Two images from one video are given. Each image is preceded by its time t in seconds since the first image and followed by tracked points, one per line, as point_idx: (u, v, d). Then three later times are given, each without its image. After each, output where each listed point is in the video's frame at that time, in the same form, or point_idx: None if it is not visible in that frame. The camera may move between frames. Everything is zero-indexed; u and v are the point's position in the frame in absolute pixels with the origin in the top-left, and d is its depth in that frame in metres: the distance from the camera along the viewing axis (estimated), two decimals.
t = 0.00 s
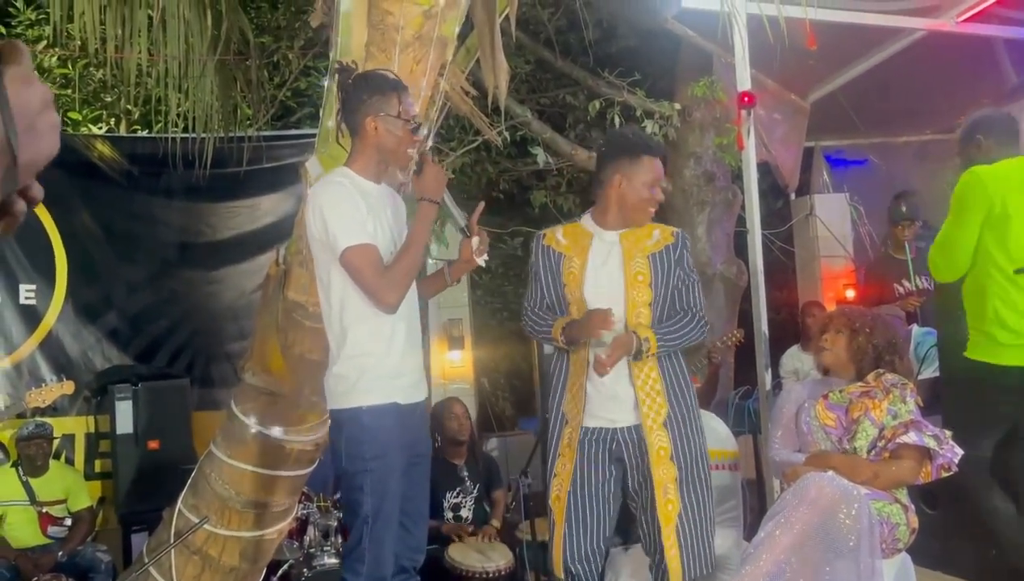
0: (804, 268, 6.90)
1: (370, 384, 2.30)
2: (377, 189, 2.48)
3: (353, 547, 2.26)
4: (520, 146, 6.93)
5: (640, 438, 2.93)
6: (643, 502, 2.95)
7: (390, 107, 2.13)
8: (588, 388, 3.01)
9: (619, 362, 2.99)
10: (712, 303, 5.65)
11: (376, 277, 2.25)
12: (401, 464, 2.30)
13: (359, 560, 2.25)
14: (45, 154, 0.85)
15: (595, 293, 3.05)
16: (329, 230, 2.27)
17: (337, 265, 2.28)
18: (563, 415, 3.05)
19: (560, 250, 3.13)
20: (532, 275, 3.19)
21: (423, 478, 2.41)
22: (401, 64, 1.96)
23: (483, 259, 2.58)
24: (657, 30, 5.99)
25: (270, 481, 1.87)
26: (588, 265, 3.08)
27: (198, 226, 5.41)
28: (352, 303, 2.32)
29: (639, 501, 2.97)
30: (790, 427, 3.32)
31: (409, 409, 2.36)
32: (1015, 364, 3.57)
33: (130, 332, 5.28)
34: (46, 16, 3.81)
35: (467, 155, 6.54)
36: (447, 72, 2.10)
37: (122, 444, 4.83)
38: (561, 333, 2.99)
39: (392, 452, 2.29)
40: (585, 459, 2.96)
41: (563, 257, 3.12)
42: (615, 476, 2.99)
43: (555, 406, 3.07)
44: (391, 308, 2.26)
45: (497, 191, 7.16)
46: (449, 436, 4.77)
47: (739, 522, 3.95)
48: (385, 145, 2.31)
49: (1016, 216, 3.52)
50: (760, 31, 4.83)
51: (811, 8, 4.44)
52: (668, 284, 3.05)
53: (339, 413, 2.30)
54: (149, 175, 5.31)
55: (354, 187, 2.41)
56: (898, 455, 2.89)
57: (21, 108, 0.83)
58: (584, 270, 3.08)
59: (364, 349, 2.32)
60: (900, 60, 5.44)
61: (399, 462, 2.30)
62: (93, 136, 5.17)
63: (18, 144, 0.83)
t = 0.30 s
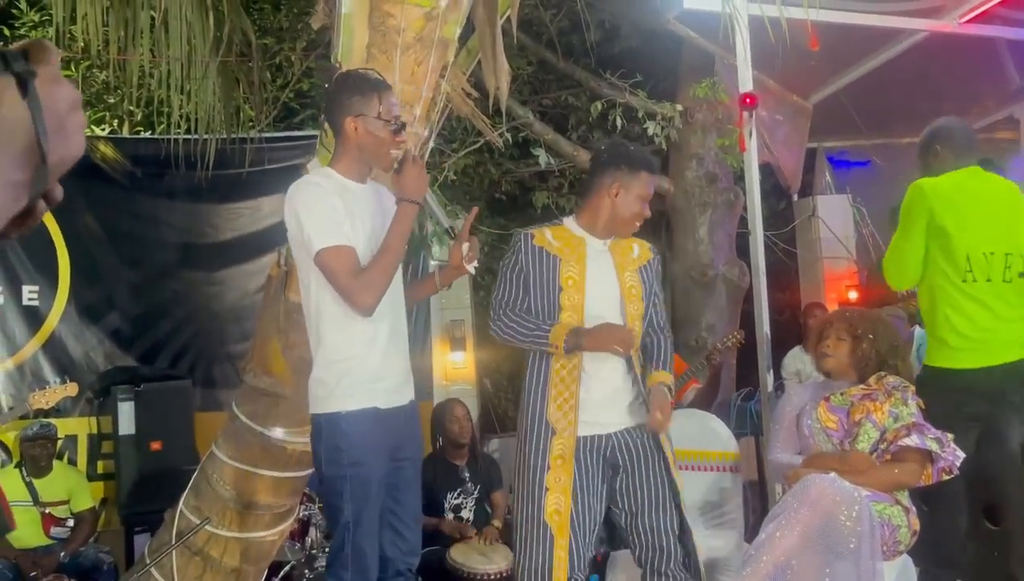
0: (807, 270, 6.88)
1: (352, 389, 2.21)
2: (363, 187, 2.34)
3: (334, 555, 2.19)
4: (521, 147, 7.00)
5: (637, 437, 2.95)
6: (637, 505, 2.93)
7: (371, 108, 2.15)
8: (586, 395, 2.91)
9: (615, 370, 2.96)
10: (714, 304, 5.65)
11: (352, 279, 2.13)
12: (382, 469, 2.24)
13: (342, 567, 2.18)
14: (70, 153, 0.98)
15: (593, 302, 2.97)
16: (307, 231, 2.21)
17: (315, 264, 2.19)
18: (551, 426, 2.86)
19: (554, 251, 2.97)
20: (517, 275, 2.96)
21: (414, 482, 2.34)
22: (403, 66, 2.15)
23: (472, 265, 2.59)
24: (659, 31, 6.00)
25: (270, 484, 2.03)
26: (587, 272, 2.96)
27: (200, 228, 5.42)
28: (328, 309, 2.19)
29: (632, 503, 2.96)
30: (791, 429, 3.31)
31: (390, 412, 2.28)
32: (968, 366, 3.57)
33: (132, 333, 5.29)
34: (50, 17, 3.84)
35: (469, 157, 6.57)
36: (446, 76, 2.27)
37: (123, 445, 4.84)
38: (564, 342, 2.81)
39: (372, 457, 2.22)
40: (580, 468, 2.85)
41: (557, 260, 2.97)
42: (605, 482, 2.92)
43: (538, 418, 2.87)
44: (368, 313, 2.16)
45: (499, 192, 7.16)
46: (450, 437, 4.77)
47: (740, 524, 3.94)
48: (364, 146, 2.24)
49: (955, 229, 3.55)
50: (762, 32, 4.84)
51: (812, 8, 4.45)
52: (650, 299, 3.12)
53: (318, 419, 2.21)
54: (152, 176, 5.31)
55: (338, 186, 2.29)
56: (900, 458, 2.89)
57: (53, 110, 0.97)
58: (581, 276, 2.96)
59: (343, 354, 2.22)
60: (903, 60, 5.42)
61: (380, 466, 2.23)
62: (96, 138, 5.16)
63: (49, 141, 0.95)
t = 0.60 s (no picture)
0: (809, 271, 6.88)
1: (329, 391, 2.16)
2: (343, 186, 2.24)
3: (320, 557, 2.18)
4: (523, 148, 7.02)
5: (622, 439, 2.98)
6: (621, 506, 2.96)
7: (347, 107, 2.11)
8: (580, 398, 2.90)
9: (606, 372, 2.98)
10: (715, 304, 5.66)
11: (321, 279, 2.07)
12: (366, 472, 2.20)
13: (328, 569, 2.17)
14: (94, 153, 0.99)
15: (594, 305, 2.98)
16: (278, 230, 2.14)
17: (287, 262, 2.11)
18: (546, 430, 2.82)
19: (556, 251, 2.93)
20: (520, 274, 2.90)
21: (404, 483, 2.30)
22: (405, 67, 2.17)
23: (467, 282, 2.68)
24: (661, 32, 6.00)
25: (272, 484, 2.19)
26: (590, 274, 2.96)
27: (202, 228, 5.42)
28: (305, 310, 2.19)
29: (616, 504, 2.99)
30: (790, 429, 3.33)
31: (374, 414, 2.22)
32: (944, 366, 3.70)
33: (136, 333, 5.30)
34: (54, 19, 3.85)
35: (472, 159, 6.54)
36: (448, 79, 2.29)
37: (127, 445, 4.86)
38: (579, 350, 2.83)
39: (355, 461, 2.17)
40: (575, 472, 2.84)
41: (561, 261, 2.93)
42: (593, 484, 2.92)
43: (532, 422, 2.82)
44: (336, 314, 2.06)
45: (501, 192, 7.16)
46: (452, 438, 4.79)
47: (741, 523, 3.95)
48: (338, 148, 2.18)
49: (935, 238, 3.65)
50: (764, 33, 4.84)
51: (814, 9, 4.45)
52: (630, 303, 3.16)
53: (297, 421, 2.16)
54: (154, 177, 5.32)
55: (317, 184, 2.20)
56: (902, 460, 2.87)
57: (78, 109, 0.98)
58: (584, 279, 2.95)
59: (321, 355, 2.18)
60: (906, 60, 5.40)
61: (364, 469, 2.19)
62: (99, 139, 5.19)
63: (76, 142, 0.96)
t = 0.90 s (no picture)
0: (811, 271, 6.88)
1: (317, 398, 2.16)
2: (330, 194, 2.30)
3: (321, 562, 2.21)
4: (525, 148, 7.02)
5: (634, 445, 2.99)
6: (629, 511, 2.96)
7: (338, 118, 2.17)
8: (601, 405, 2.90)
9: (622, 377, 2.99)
10: (717, 305, 5.66)
11: (296, 295, 2.11)
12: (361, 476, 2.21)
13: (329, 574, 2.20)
14: (108, 157, 1.01)
15: (622, 311, 2.99)
16: (258, 241, 2.19)
17: (267, 272, 2.17)
18: (566, 436, 2.82)
19: (594, 257, 2.92)
20: (560, 278, 2.87)
21: (403, 485, 2.31)
22: (406, 68, 2.17)
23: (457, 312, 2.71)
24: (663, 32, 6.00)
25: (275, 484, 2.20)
26: (623, 282, 2.96)
27: (205, 228, 5.43)
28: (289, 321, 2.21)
29: (622, 505, 3.01)
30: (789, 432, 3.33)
31: (362, 418, 2.22)
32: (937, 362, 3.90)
33: (138, 334, 5.31)
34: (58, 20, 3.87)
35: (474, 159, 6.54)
36: (450, 79, 2.27)
37: (130, 445, 4.86)
38: (605, 382, 2.79)
39: (345, 467, 2.17)
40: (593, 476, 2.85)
41: (597, 268, 2.92)
42: (602, 488, 2.94)
43: (553, 428, 2.81)
44: (307, 330, 2.10)
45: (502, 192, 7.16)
46: (454, 438, 4.79)
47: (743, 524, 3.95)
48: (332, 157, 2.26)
49: (928, 236, 3.91)
50: (766, 34, 4.85)
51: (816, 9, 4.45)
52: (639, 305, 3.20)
53: (287, 430, 2.17)
54: (156, 178, 5.33)
55: (301, 198, 2.25)
56: (902, 462, 2.86)
57: (95, 114, 0.99)
58: (616, 286, 2.95)
59: (306, 364, 2.17)
60: (908, 60, 5.40)
61: (358, 474, 2.20)
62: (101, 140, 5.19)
63: (91, 147, 0.97)
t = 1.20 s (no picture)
0: (814, 271, 6.88)
1: (323, 396, 2.16)
2: (333, 191, 2.30)
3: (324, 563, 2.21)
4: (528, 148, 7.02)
5: (669, 456, 2.92)
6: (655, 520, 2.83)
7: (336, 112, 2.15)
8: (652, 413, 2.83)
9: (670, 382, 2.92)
10: (720, 305, 5.67)
11: (301, 293, 2.11)
12: (364, 476, 2.20)
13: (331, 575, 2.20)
14: (111, 157, 1.01)
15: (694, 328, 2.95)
16: (262, 238, 2.19)
17: (269, 270, 2.17)
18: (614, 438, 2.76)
19: (677, 271, 2.86)
20: (640, 284, 2.76)
21: (407, 487, 2.31)
22: (409, 68, 2.18)
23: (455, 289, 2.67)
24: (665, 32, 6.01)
25: (276, 484, 2.24)
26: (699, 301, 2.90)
27: (208, 228, 5.44)
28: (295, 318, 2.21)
29: (653, 512, 2.82)
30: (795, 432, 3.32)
31: (367, 418, 2.20)
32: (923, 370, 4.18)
33: (141, 333, 5.32)
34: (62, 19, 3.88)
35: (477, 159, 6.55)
36: (452, 77, 2.26)
37: (133, 444, 4.88)
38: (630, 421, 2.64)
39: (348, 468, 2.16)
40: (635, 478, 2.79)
41: (677, 281, 2.85)
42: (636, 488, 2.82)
43: (599, 427, 2.75)
44: (311, 329, 2.10)
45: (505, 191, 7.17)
46: (457, 438, 4.81)
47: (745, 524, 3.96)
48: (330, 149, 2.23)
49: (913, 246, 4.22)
50: (769, 34, 4.85)
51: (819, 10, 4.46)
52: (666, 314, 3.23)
53: (294, 428, 2.18)
54: (160, 178, 5.35)
55: (304, 195, 2.25)
56: (904, 462, 2.86)
57: (97, 116, 0.99)
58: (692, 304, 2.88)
59: (314, 362, 2.17)
60: (912, 61, 5.40)
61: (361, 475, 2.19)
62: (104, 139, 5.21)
63: (94, 148, 0.97)
